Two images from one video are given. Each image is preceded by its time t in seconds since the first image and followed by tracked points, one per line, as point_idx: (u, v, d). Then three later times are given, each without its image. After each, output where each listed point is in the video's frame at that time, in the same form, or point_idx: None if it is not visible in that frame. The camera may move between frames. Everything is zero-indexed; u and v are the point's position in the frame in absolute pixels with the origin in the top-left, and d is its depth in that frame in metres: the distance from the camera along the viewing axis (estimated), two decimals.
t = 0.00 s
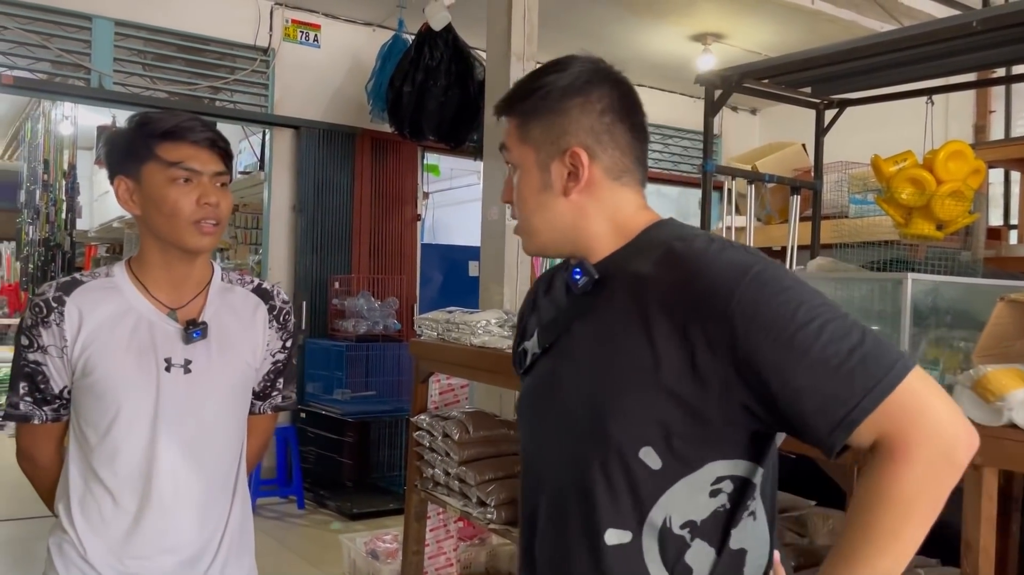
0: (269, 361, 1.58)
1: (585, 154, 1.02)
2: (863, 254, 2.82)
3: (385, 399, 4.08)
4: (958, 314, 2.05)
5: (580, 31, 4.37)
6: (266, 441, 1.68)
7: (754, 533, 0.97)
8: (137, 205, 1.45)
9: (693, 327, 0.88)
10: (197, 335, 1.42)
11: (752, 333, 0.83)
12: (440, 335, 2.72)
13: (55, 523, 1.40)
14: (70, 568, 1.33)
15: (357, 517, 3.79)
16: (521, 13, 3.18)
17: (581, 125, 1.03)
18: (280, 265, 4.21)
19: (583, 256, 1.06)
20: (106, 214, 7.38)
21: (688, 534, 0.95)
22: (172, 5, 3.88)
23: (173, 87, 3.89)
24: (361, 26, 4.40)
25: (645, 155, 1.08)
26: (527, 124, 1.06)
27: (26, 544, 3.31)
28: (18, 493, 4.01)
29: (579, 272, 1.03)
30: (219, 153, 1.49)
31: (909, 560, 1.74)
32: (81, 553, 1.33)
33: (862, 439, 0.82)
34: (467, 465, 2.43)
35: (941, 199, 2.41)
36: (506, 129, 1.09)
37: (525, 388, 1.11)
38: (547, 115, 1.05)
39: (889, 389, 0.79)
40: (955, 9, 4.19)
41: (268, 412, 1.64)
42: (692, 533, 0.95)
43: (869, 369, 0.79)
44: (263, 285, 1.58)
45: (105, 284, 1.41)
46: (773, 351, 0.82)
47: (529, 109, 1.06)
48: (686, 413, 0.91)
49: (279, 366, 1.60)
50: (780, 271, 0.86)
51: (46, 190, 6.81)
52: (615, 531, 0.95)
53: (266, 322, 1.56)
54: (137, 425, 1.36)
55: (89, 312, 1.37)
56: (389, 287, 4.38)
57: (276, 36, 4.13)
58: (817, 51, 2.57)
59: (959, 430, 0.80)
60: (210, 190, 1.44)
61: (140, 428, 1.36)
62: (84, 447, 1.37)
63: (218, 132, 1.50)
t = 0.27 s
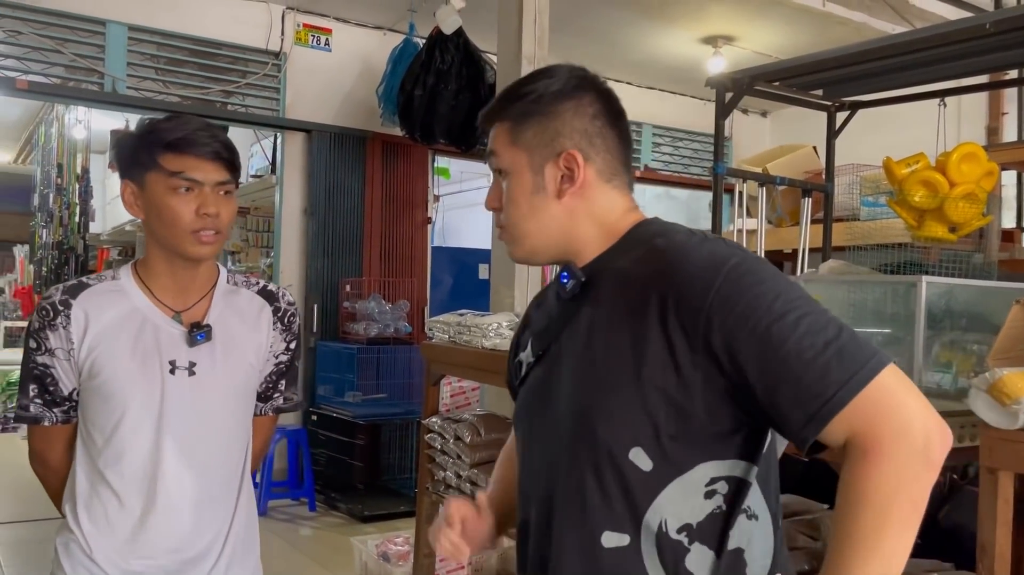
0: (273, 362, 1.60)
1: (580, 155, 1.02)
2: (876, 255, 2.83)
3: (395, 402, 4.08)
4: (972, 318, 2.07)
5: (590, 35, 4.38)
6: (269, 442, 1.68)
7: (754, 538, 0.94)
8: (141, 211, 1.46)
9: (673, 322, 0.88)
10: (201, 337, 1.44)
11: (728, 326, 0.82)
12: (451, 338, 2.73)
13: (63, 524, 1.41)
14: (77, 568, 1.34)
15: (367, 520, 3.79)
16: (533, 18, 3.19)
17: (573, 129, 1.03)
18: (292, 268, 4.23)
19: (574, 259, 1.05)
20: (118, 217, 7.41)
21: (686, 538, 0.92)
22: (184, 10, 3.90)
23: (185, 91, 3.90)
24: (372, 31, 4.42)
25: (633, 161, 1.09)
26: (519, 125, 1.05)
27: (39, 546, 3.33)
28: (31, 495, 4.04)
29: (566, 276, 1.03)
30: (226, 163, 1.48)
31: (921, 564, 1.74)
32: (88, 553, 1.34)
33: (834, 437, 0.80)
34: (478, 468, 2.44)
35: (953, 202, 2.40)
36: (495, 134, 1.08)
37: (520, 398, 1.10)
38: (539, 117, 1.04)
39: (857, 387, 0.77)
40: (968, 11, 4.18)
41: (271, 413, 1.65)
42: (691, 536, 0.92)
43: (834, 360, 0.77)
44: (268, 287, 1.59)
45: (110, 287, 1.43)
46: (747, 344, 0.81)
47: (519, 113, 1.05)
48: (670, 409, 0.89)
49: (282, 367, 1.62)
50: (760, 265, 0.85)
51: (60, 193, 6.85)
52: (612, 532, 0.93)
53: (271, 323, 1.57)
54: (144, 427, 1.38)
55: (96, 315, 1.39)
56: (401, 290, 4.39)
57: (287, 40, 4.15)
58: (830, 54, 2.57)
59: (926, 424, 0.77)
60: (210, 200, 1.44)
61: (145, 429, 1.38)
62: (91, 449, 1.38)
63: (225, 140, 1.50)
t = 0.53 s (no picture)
0: (279, 371, 1.58)
1: (634, 149, 1.02)
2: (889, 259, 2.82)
3: (406, 404, 4.09)
4: (987, 322, 2.06)
5: (602, 38, 4.38)
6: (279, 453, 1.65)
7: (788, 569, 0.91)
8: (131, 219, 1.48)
9: (699, 333, 0.87)
10: (203, 347, 1.44)
11: (748, 340, 0.80)
12: (464, 341, 2.74)
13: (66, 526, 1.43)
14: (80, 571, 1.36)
15: (380, 523, 3.83)
16: (545, 21, 3.20)
17: (627, 124, 1.03)
18: (304, 271, 4.25)
19: (618, 259, 1.05)
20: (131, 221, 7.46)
21: (710, 560, 0.91)
22: (198, 15, 3.93)
23: (199, 96, 3.94)
24: (384, 35, 4.43)
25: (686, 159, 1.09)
26: (570, 120, 1.06)
27: (54, 547, 3.35)
28: (46, 497, 4.07)
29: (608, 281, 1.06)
30: (207, 168, 1.46)
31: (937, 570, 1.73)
32: (89, 557, 1.35)
33: (852, 474, 0.76)
34: (491, 471, 2.44)
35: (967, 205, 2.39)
36: (546, 127, 1.08)
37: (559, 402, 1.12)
38: (593, 111, 1.04)
39: (881, 416, 0.73)
40: (982, 13, 4.15)
41: (279, 421, 1.62)
42: (715, 559, 0.91)
43: (872, 383, 0.73)
44: (275, 296, 1.58)
45: (117, 293, 1.44)
46: (767, 360, 0.79)
47: (573, 105, 1.06)
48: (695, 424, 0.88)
49: (290, 376, 1.59)
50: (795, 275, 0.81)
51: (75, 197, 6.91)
52: (637, 554, 0.94)
53: (276, 332, 1.56)
54: (146, 433, 1.39)
55: (101, 321, 1.40)
56: (412, 293, 4.41)
57: (300, 45, 4.17)
58: (842, 57, 2.56)
59: (950, 466, 0.73)
60: (185, 209, 1.42)
61: (149, 435, 1.39)
62: (95, 453, 1.40)
63: (208, 144, 1.46)
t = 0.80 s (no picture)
0: (286, 373, 1.56)
1: (729, 138, 0.88)
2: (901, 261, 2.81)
3: (417, 406, 4.11)
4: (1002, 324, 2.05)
5: (612, 41, 4.39)
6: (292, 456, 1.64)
7: None
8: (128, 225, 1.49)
9: (778, 362, 0.75)
10: (204, 352, 1.44)
11: (824, 383, 0.69)
12: (476, 342, 2.74)
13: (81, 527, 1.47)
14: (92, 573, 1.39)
15: (391, 525, 3.85)
16: (555, 25, 3.21)
17: (721, 108, 0.89)
18: (315, 274, 4.26)
19: (704, 262, 0.93)
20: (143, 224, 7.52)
21: None
22: (211, 19, 3.96)
23: (213, 100, 3.96)
24: (395, 38, 4.45)
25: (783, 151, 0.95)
26: (658, 99, 0.92)
27: (68, 548, 3.38)
28: (60, 499, 4.10)
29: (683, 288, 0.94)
30: (193, 174, 1.44)
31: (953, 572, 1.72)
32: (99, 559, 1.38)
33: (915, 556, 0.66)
34: (502, 473, 2.44)
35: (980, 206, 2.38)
36: (627, 105, 0.95)
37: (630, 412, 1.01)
38: (684, 90, 0.90)
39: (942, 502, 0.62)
40: (994, 15, 4.14)
41: (289, 424, 1.61)
42: None
43: (951, 473, 0.62)
44: (280, 297, 1.56)
45: (122, 298, 1.47)
46: (836, 422, 0.68)
47: (658, 83, 0.92)
48: (747, 476, 0.78)
49: (297, 378, 1.58)
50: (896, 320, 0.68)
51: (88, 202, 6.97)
52: None
53: (280, 334, 1.53)
54: (149, 437, 1.40)
55: (105, 326, 1.43)
56: (423, 295, 4.42)
57: (312, 48, 4.20)
58: (854, 59, 2.57)
59: None
60: (168, 217, 1.41)
61: (152, 440, 1.40)
62: (104, 456, 1.42)
63: (195, 150, 1.45)
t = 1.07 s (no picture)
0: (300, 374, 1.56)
1: (855, 136, 0.78)
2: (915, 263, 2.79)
3: (429, 408, 4.12)
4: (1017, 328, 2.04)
5: (624, 43, 4.39)
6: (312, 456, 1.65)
7: None
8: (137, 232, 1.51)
9: (855, 406, 0.67)
10: (215, 354, 1.45)
11: (897, 438, 0.63)
12: (488, 345, 2.74)
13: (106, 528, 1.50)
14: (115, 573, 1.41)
15: (403, 527, 3.85)
16: (567, 28, 3.21)
17: (849, 99, 0.78)
18: (327, 278, 4.27)
19: (799, 270, 0.83)
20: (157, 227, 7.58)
21: None
22: (224, 23, 3.98)
23: (226, 103, 3.99)
24: (407, 42, 4.47)
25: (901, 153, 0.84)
26: (775, 81, 0.80)
27: (82, 549, 3.41)
28: (74, 500, 4.14)
29: (768, 296, 0.81)
30: (193, 179, 1.45)
31: None
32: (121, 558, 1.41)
33: None
34: (514, 475, 2.44)
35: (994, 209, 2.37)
36: (740, 80, 0.83)
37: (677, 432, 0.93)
38: (807, 73, 0.79)
39: None
40: (1006, 17, 4.12)
41: (307, 424, 1.62)
42: None
43: None
44: (291, 298, 1.56)
45: (137, 302, 1.49)
46: (903, 481, 0.62)
47: (779, 61, 0.81)
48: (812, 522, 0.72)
49: (313, 378, 1.58)
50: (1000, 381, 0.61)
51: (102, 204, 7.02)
52: None
53: (293, 336, 1.53)
54: (165, 439, 1.41)
55: (120, 330, 1.45)
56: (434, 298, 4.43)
57: (324, 52, 4.22)
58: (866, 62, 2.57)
59: None
60: (170, 224, 1.42)
61: (167, 443, 1.41)
62: (122, 459, 1.45)
63: (196, 155, 1.45)
